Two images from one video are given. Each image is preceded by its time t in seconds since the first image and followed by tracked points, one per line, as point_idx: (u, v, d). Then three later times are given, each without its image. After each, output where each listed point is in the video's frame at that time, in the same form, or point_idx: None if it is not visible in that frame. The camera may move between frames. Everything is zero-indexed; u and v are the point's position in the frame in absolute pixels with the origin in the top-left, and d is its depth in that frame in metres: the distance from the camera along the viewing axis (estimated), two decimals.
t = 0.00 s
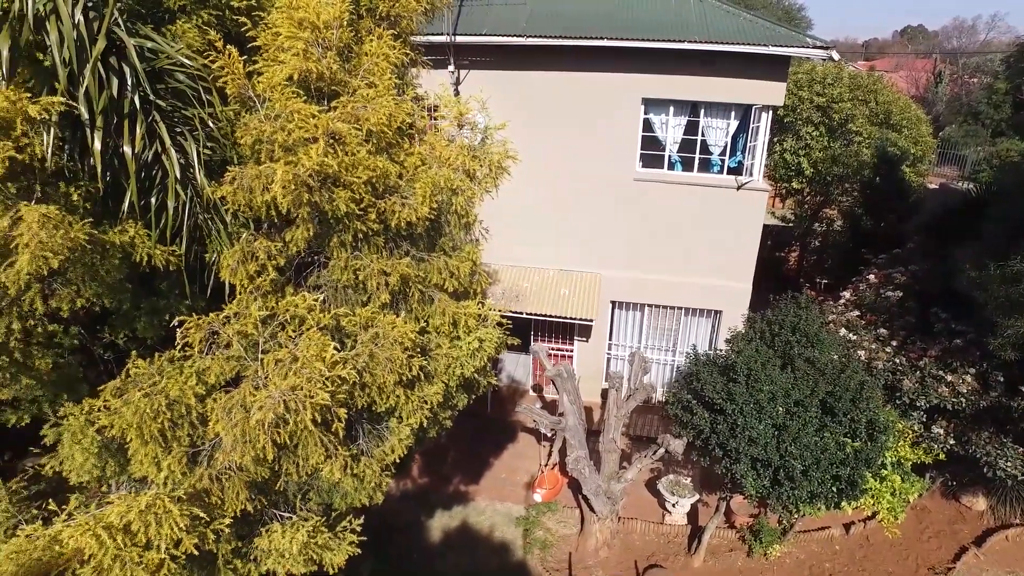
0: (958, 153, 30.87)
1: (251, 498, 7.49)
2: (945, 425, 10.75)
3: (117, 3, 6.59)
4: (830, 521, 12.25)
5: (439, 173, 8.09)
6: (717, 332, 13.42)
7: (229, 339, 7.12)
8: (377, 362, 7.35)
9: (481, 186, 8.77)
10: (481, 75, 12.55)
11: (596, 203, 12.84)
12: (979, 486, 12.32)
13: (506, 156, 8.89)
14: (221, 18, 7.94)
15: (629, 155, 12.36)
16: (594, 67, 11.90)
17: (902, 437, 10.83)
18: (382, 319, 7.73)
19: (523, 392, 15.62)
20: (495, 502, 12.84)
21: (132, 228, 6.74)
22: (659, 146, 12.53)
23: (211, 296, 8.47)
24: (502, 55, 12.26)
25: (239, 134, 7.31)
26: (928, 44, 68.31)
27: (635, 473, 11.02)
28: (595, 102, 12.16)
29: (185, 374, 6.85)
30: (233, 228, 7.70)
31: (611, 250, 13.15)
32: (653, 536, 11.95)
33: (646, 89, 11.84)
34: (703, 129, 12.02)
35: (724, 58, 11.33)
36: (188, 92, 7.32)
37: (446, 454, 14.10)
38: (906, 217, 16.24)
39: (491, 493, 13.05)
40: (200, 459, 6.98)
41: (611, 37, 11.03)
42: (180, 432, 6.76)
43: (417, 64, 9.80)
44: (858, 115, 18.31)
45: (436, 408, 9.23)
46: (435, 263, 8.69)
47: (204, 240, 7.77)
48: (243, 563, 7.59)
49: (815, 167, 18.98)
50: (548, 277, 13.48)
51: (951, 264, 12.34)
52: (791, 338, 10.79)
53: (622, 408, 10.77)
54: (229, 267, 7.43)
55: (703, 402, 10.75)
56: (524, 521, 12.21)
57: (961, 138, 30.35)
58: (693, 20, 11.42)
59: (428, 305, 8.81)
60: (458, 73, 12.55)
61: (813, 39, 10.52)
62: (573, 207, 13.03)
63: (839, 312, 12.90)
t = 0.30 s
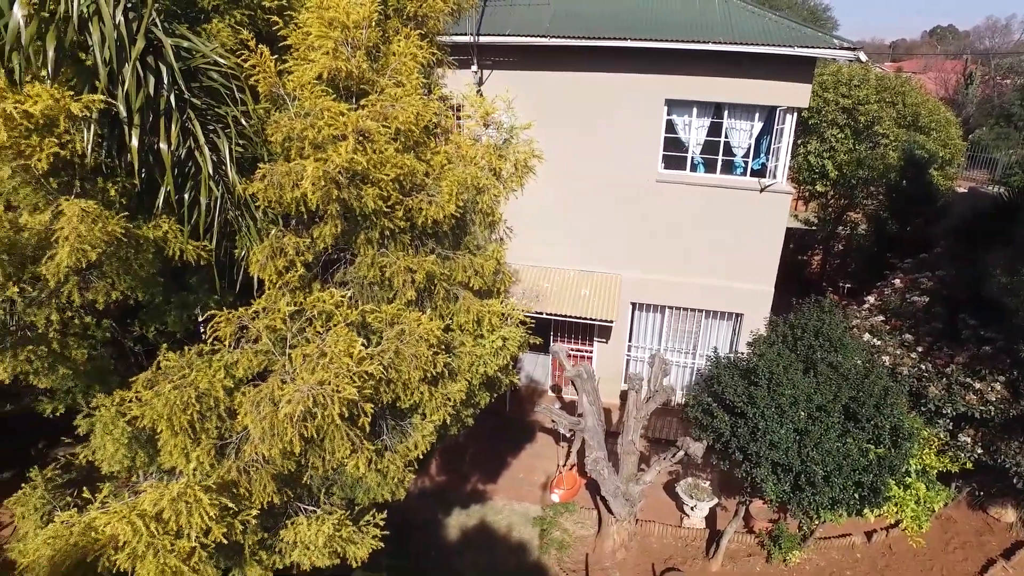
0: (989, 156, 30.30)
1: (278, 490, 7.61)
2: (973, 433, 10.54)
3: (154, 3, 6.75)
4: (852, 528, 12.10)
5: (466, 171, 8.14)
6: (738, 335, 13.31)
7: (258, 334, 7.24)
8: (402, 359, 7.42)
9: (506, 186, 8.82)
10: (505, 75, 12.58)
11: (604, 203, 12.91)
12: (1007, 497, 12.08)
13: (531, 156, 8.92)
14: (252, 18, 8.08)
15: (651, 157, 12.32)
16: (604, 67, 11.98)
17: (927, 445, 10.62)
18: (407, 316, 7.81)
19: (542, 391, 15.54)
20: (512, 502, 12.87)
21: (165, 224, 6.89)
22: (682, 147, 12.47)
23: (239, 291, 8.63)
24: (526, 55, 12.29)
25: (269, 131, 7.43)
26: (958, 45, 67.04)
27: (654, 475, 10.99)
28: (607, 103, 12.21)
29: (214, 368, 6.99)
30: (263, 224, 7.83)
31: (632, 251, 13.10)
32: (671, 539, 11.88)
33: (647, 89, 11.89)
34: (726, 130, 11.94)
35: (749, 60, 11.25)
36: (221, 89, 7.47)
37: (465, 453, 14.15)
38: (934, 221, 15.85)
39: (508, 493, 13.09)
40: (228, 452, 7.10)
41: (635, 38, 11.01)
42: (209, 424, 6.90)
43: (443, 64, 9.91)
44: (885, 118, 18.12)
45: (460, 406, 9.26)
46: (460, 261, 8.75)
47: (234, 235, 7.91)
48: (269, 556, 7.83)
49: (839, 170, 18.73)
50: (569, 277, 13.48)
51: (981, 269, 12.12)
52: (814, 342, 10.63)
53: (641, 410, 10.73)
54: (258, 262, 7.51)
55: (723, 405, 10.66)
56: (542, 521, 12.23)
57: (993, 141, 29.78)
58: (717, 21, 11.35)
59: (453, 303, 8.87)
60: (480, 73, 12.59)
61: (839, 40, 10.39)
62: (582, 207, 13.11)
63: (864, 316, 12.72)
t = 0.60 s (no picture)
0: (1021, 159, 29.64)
1: (301, 484, 7.70)
2: (1000, 441, 10.32)
3: (189, 3, 6.89)
4: (873, 536, 11.92)
5: (492, 170, 8.18)
6: (758, 339, 13.19)
7: (284, 329, 7.35)
8: (426, 358, 7.49)
9: (531, 185, 8.84)
10: (529, 75, 12.60)
11: (627, 205, 12.86)
12: None
13: (556, 156, 8.91)
14: (282, 17, 8.19)
15: (674, 158, 12.27)
16: (626, 68, 11.96)
17: (953, 452, 10.43)
18: (431, 315, 7.86)
19: (559, 392, 15.35)
20: (529, 501, 12.89)
21: (196, 220, 7.02)
22: (703, 149, 12.41)
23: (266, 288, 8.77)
24: (548, 55, 12.31)
25: (297, 130, 7.53)
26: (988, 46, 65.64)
27: (672, 478, 10.95)
28: (631, 104, 12.17)
29: (240, 363, 7.11)
30: (290, 222, 7.95)
31: (655, 253, 13.04)
32: (688, 543, 11.76)
33: (663, 88, 11.87)
34: (749, 132, 11.86)
35: (772, 61, 11.16)
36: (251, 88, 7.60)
37: (483, 452, 14.18)
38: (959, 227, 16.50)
39: (525, 492, 13.12)
40: (252, 446, 7.20)
41: (657, 39, 10.98)
42: (235, 418, 7.00)
43: (467, 64, 9.96)
44: (911, 120, 17.81)
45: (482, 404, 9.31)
46: (484, 260, 8.79)
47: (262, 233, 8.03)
48: (291, 549, 7.96)
49: (863, 172, 18.36)
50: (589, 278, 13.45)
51: (1012, 274, 11.89)
52: (836, 346, 10.46)
53: (660, 413, 10.69)
54: (286, 259, 7.60)
55: (743, 409, 10.56)
56: (559, 522, 12.22)
57: None
58: (741, 21, 11.27)
59: (476, 302, 8.91)
60: (502, 73, 12.64)
61: (865, 41, 10.26)
62: (605, 208, 13.08)
63: (888, 320, 12.56)
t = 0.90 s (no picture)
0: None
1: (318, 481, 7.76)
2: None
3: (216, 4, 6.99)
4: (892, 545, 11.76)
5: (512, 171, 8.19)
6: (778, 342, 13.02)
7: (303, 327, 7.41)
8: (444, 357, 7.51)
9: (551, 187, 8.81)
10: (550, 76, 12.57)
11: (648, 206, 12.77)
12: None
13: (576, 158, 8.87)
14: (307, 17, 8.27)
15: (694, 160, 12.19)
16: (646, 68, 11.89)
17: (978, 461, 10.20)
18: (449, 315, 7.87)
19: (574, 392, 14.93)
20: (544, 503, 12.85)
21: (219, 217, 7.09)
22: (724, 150, 12.30)
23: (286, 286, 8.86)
24: (568, 56, 12.27)
25: (320, 130, 7.60)
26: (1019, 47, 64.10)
27: (688, 481, 10.90)
28: (652, 105, 12.10)
29: (259, 360, 7.19)
30: (311, 221, 8.02)
31: (675, 255, 12.94)
32: (702, 547, 11.56)
33: (684, 89, 11.78)
34: (770, 133, 11.73)
35: (795, 62, 11.03)
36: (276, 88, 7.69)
37: (498, 452, 14.14)
38: (986, 230, 16.45)
39: (540, 493, 13.09)
40: (270, 442, 7.26)
41: (678, 40, 10.90)
42: (253, 414, 7.04)
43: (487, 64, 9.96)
44: (937, 123, 17.50)
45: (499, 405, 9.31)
46: (503, 260, 8.79)
47: (282, 231, 8.09)
48: (307, 545, 8.04)
49: (886, 175, 18.00)
50: (606, 280, 13.38)
51: None
52: (857, 351, 10.28)
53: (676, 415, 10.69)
54: (306, 257, 7.69)
55: (761, 413, 10.45)
56: (573, 524, 12.17)
57: None
58: (763, 21, 11.16)
59: (495, 303, 8.91)
60: (521, 73, 12.61)
61: (890, 42, 10.08)
62: (625, 210, 13.00)
63: (910, 326, 12.39)
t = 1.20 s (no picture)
0: None
1: (331, 480, 7.78)
2: None
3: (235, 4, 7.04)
4: (911, 554, 11.54)
5: (528, 172, 8.16)
6: (795, 346, 12.84)
7: (317, 327, 7.43)
8: (457, 358, 7.51)
9: (567, 189, 8.76)
10: (567, 75, 12.48)
11: (665, 208, 12.65)
12: None
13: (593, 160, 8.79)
14: (325, 17, 8.30)
15: (712, 161, 12.06)
16: (664, 69, 11.78)
17: (1001, 471, 9.96)
18: (462, 316, 7.86)
19: (590, 394, 14.93)
20: (557, 504, 12.81)
21: (235, 215, 7.15)
22: (742, 152, 12.14)
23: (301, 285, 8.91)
24: (585, 56, 12.19)
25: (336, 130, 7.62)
26: None
27: (702, 485, 10.80)
28: (670, 106, 11.98)
29: (274, 359, 7.23)
30: (326, 220, 8.04)
31: (691, 257, 12.81)
32: (717, 552, 11.48)
33: (703, 90, 11.66)
34: (790, 135, 11.56)
35: (816, 62, 10.86)
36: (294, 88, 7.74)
37: (512, 453, 14.12)
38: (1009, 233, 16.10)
39: (553, 494, 13.05)
40: (283, 441, 7.26)
41: (697, 40, 10.78)
42: (266, 413, 7.06)
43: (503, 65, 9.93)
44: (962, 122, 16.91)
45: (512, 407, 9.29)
46: (517, 262, 8.77)
47: (298, 230, 8.14)
48: (319, 544, 8.07)
49: (908, 178, 17.50)
50: (621, 281, 13.29)
51: None
52: (876, 357, 10.10)
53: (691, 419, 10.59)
54: (321, 257, 7.73)
55: (777, 418, 10.30)
56: (585, 526, 12.10)
57: None
58: (784, 21, 11.01)
59: (510, 305, 8.89)
60: (538, 73, 12.54)
61: (915, 42, 9.89)
62: (642, 211, 12.88)
63: (930, 331, 12.22)
